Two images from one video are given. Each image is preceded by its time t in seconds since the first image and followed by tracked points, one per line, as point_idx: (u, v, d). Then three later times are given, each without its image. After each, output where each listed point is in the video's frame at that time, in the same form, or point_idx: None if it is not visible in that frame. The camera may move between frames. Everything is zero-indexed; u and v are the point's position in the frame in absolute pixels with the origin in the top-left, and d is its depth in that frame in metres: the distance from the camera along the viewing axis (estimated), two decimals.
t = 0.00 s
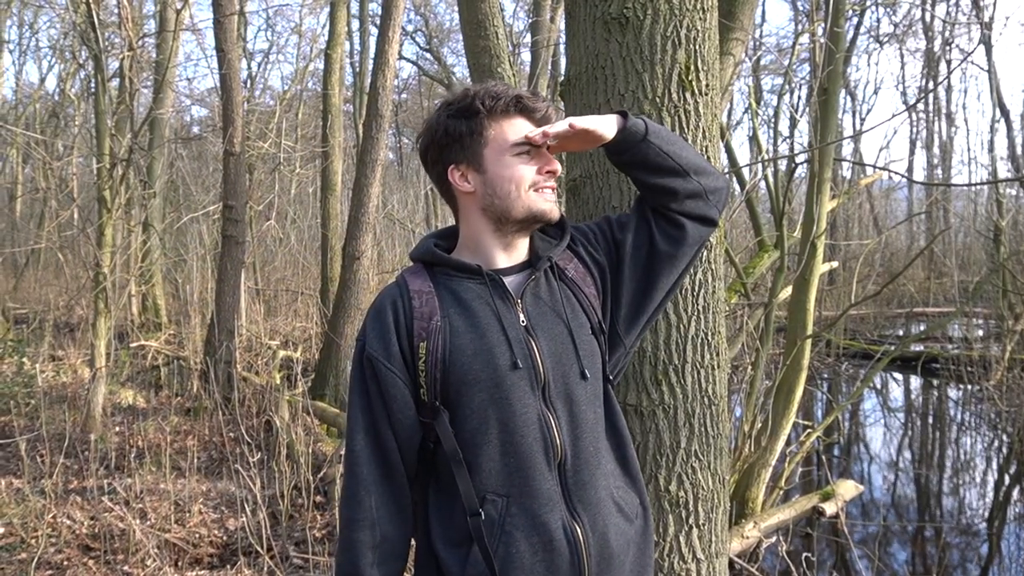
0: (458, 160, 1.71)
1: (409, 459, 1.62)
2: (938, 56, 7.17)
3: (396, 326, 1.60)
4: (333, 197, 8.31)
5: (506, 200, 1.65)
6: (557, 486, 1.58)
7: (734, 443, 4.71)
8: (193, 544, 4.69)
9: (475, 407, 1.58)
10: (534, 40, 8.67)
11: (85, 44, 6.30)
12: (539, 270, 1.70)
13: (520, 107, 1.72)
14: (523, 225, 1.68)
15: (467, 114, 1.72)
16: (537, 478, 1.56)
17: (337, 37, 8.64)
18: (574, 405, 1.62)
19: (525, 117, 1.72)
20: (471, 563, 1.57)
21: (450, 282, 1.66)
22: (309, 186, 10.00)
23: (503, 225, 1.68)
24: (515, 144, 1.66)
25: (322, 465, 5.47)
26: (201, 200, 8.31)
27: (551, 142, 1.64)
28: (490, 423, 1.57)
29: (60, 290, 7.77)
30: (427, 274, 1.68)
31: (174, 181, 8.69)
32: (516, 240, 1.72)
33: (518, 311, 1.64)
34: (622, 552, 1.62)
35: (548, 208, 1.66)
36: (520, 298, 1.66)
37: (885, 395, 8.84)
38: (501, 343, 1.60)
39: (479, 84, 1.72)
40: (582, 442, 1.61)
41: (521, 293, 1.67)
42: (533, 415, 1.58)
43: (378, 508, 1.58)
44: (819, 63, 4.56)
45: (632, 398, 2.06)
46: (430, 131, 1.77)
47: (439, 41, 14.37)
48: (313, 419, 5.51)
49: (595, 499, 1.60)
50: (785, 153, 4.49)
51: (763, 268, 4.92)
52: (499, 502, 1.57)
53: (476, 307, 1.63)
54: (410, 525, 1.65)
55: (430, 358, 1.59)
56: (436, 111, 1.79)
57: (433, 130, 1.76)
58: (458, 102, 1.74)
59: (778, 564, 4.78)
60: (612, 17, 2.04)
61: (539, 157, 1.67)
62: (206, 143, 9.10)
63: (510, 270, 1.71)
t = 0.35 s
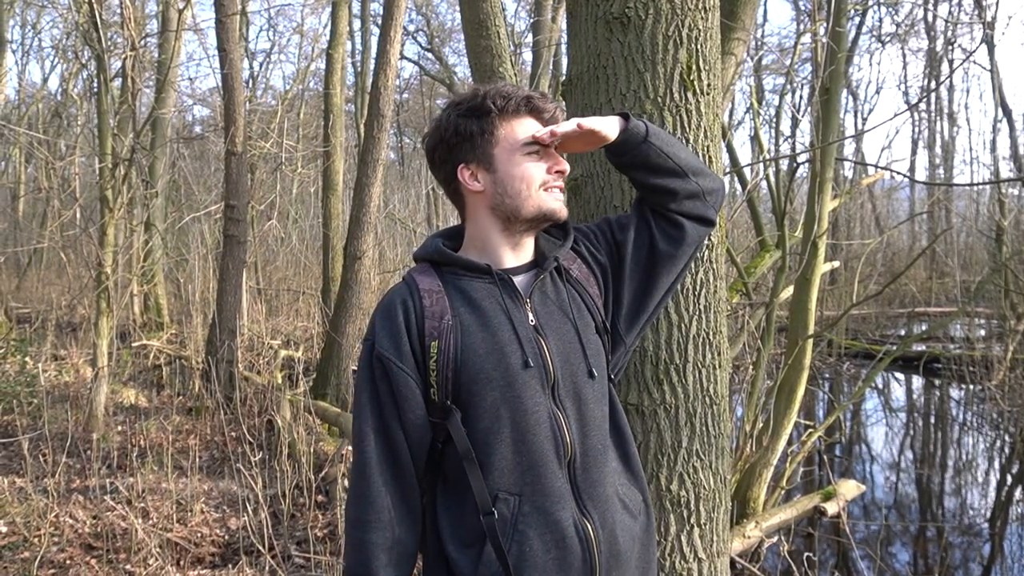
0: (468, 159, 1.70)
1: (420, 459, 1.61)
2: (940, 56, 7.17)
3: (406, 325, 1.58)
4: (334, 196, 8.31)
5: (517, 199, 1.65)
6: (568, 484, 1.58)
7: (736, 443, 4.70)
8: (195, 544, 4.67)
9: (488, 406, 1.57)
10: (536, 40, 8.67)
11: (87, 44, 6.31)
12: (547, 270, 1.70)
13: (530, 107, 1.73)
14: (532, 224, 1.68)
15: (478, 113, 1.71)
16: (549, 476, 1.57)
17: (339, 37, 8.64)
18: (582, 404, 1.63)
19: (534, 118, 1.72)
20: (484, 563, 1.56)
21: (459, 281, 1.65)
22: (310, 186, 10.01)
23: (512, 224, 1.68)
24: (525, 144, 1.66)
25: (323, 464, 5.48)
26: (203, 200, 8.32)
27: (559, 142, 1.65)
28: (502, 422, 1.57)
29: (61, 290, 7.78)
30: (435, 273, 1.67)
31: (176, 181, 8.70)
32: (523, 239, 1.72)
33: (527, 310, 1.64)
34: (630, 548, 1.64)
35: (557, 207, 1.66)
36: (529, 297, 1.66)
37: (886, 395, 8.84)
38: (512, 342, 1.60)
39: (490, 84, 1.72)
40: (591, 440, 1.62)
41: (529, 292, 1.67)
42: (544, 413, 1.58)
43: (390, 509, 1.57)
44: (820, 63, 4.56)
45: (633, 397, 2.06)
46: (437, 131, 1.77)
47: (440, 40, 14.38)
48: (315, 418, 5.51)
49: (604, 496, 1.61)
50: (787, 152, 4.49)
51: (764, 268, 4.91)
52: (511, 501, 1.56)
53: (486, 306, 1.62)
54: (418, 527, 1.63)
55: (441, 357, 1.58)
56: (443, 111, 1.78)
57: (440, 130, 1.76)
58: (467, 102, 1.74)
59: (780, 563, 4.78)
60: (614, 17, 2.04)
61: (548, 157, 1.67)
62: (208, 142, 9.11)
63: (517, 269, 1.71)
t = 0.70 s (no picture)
0: (469, 159, 1.69)
1: (423, 459, 1.59)
2: (936, 56, 7.17)
3: (410, 323, 1.57)
4: (330, 196, 8.30)
5: (518, 199, 1.65)
6: (571, 480, 1.59)
7: (732, 443, 4.71)
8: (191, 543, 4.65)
9: (492, 404, 1.56)
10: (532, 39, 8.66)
11: (83, 42, 6.28)
12: (545, 270, 1.70)
13: (531, 109, 1.73)
14: (532, 224, 1.68)
15: (479, 113, 1.70)
16: (554, 472, 1.56)
17: (335, 35, 8.63)
18: (582, 402, 1.64)
19: (534, 119, 1.73)
20: (491, 560, 1.54)
21: (461, 280, 1.64)
22: (307, 185, 10.00)
23: (513, 224, 1.68)
24: (526, 144, 1.66)
25: (320, 464, 5.47)
26: (199, 199, 8.30)
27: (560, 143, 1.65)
28: (508, 420, 1.56)
29: (57, 289, 7.76)
30: (436, 273, 1.66)
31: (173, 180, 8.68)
32: (522, 238, 1.72)
33: (528, 308, 1.65)
34: (627, 544, 1.65)
35: (557, 208, 1.67)
36: (529, 296, 1.67)
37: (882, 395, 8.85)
38: (515, 340, 1.60)
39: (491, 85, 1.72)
40: (591, 437, 1.63)
41: (530, 292, 1.67)
42: (547, 410, 1.59)
43: (395, 508, 1.55)
44: (817, 63, 4.57)
45: (629, 397, 2.07)
46: (436, 130, 1.75)
47: (437, 40, 14.35)
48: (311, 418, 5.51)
49: (603, 492, 1.62)
50: (783, 152, 4.50)
51: (760, 268, 4.91)
52: (517, 498, 1.55)
53: (489, 305, 1.62)
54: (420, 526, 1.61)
55: (444, 356, 1.57)
56: (443, 110, 1.77)
57: (440, 130, 1.74)
58: (468, 102, 1.73)
59: (776, 564, 4.78)
60: (610, 16, 2.04)
61: (547, 157, 1.67)
62: (204, 141, 9.09)
63: (517, 269, 1.71)
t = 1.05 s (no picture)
0: (465, 161, 1.69)
1: (422, 457, 1.60)
2: (935, 56, 7.18)
3: (408, 323, 1.58)
4: (330, 196, 8.30)
5: (513, 200, 1.66)
6: (568, 477, 1.59)
7: (731, 443, 4.71)
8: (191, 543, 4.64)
9: (490, 402, 1.57)
10: (532, 39, 8.66)
11: (83, 42, 6.28)
12: (541, 270, 1.71)
13: (525, 111, 1.74)
14: (528, 224, 1.68)
15: (474, 116, 1.71)
16: (552, 469, 1.57)
17: (335, 36, 8.63)
18: (578, 400, 1.65)
19: (528, 122, 1.73)
20: (491, 558, 1.54)
21: (459, 279, 1.65)
22: (306, 185, 10.00)
23: (509, 224, 1.68)
24: (520, 146, 1.66)
25: (319, 464, 5.48)
26: (199, 200, 8.30)
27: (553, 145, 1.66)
28: (505, 418, 1.57)
29: (56, 289, 7.76)
30: (433, 273, 1.66)
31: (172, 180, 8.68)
32: (517, 238, 1.72)
33: (524, 307, 1.65)
34: (625, 540, 1.66)
35: (552, 208, 1.68)
36: (525, 295, 1.67)
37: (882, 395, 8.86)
38: (513, 339, 1.61)
39: (486, 89, 1.73)
40: (588, 434, 1.64)
41: (526, 292, 1.68)
42: (544, 408, 1.59)
43: (396, 506, 1.55)
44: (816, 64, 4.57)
45: (629, 397, 2.07)
46: (432, 134, 1.75)
47: (437, 40, 14.35)
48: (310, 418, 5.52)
49: (600, 488, 1.63)
50: (782, 152, 4.50)
51: (759, 268, 4.92)
52: (516, 494, 1.56)
53: (487, 304, 1.62)
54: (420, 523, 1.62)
55: (442, 355, 1.57)
56: (437, 115, 1.77)
57: (435, 133, 1.75)
58: (463, 106, 1.74)
59: (775, 564, 4.78)
60: (610, 16, 2.04)
61: (540, 159, 1.68)
62: (203, 141, 9.08)
63: (512, 269, 1.71)
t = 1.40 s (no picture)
0: (462, 162, 1.69)
1: (412, 453, 1.60)
2: (935, 56, 7.18)
3: (400, 319, 1.58)
4: (330, 196, 8.29)
5: (508, 201, 1.66)
6: (557, 475, 1.59)
7: (731, 443, 4.71)
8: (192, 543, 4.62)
9: (480, 399, 1.57)
10: (532, 39, 8.66)
11: (83, 42, 6.28)
12: (534, 269, 1.71)
13: (521, 112, 1.74)
14: (523, 225, 1.68)
15: (470, 117, 1.71)
16: (541, 467, 1.57)
17: (335, 36, 8.63)
18: (570, 399, 1.65)
19: (525, 122, 1.73)
20: (479, 554, 1.55)
21: (452, 278, 1.65)
22: (306, 185, 10.00)
23: (504, 225, 1.68)
24: (516, 147, 1.66)
25: (319, 464, 5.48)
26: (198, 200, 8.29)
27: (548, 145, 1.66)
28: (495, 415, 1.57)
29: (56, 289, 7.75)
30: (427, 271, 1.67)
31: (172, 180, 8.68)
32: (512, 239, 1.72)
33: (516, 306, 1.66)
34: (616, 538, 1.66)
35: (548, 209, 1.68)
36: (518, 295, 1.68)
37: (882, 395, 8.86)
38: (504, 338, 1.61)
39: (483, 89, 1.72)
40: (579, 433, 1.64)
41: (520, 291, 1.68)
42: (535, 407, 1.59)
43: (386, 502, 1.56)
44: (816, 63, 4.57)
45: (629, 397, 2.07)
46: (430, 134, 1.75)
47: (437, 40, 14.35)
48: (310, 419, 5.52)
49: (592, 487, 1.63)
50: (782, 152, 4.50)
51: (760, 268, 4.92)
52: (504, 492, 1.56)
53: (479, 302, 1.63)
54: (411, 520, 1.62)
55: (434, 352, 1.57)
56: (435, 115, 1.77)
57: (433, 133, 1.75)
58: (460, 107, 1.74)
59: (775, 564, 4.78)
60: (610, 17, 2.04)
61: (537, 159, 1.68)
62: (203, 142, 9.08)
63: (506, 269, 1.71)
